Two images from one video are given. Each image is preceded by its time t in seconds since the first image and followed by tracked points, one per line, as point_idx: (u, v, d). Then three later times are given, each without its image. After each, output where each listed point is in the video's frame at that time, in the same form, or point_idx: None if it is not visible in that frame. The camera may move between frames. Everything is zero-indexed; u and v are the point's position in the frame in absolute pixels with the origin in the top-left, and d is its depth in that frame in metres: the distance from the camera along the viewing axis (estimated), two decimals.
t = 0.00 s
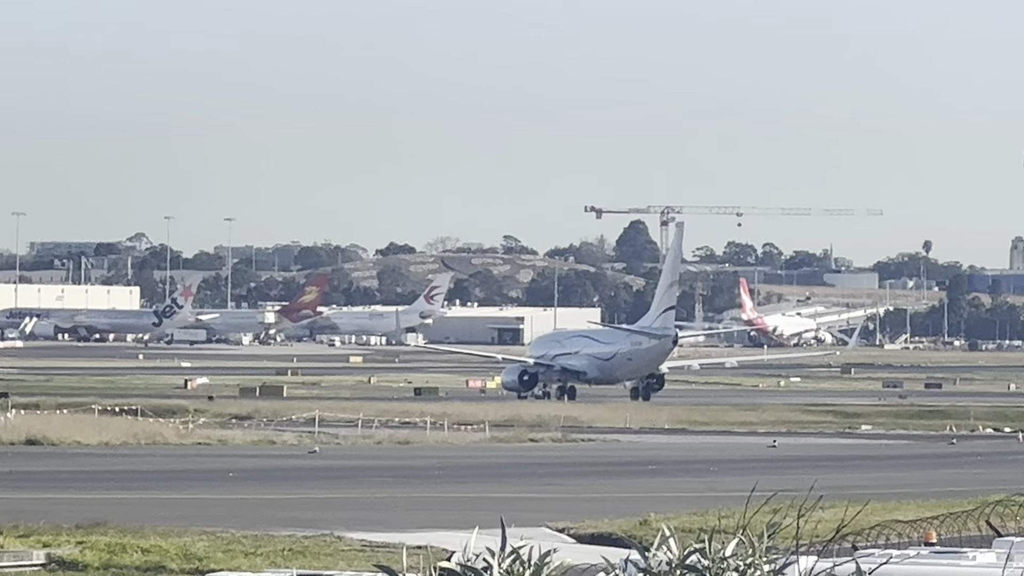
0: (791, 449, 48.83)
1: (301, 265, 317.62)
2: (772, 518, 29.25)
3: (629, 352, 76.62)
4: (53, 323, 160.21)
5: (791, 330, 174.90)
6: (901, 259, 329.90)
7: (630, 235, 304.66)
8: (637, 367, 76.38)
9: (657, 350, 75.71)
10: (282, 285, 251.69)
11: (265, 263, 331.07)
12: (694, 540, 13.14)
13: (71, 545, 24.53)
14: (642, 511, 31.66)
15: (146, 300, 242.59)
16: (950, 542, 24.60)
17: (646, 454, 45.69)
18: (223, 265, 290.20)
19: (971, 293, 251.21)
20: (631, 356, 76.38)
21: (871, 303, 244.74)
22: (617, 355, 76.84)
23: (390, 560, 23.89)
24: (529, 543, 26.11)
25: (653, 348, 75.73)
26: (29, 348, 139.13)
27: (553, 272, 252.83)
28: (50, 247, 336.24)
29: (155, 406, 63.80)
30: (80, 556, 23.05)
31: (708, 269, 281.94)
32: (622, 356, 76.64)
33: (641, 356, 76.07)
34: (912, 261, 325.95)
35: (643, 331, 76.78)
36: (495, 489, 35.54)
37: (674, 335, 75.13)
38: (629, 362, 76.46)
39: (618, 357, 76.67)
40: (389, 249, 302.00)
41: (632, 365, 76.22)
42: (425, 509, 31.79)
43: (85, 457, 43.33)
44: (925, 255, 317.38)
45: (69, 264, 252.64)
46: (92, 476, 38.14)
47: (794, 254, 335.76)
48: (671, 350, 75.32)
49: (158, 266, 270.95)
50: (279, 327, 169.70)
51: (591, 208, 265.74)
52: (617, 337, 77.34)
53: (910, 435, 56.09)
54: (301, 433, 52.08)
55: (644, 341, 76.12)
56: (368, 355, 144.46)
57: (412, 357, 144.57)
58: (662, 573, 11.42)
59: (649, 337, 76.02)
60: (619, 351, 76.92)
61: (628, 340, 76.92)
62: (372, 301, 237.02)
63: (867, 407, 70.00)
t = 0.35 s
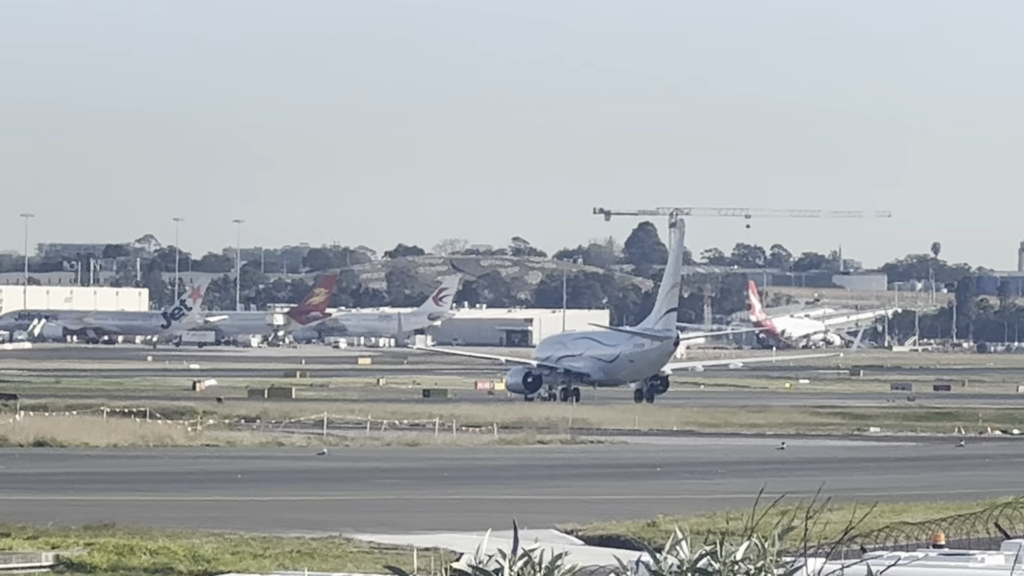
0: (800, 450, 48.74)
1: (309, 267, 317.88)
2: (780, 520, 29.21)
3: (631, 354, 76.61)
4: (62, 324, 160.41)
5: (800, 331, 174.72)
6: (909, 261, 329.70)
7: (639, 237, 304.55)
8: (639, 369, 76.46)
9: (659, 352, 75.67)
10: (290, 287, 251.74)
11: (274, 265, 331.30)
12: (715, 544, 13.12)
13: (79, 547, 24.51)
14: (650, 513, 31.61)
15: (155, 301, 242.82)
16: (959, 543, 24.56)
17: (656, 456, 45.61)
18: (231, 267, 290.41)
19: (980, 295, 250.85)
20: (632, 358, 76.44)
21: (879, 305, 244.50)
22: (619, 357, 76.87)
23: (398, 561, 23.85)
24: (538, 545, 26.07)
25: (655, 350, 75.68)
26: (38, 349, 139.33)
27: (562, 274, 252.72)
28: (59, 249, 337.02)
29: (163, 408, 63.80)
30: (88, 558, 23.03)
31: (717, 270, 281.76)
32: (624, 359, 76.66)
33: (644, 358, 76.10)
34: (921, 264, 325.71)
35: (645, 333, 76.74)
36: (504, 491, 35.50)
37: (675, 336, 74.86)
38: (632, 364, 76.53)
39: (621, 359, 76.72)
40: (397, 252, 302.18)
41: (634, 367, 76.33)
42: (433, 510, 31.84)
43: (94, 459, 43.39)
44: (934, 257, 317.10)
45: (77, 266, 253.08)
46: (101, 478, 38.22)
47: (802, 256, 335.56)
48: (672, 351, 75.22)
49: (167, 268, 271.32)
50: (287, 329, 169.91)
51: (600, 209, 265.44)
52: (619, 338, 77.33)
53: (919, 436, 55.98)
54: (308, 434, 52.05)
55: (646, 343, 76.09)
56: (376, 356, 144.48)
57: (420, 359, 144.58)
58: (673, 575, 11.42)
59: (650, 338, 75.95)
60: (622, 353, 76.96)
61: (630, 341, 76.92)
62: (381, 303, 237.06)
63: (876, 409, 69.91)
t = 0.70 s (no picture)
0: (808, 452, 48.62)
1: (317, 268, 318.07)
2: (788, 522, 29.16)
3: (634, 355, 76.59)
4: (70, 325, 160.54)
5: (808, 332, 174.46)
6: (917, 261, 329.30)
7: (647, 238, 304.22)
8: (642, 369, 76.48)
9: (661, 353, 75.76)
10: (298, 288, 251.77)
11: (283, 266, 331.39)
12: (729, 546, 13.08)
13: (87, 548, 24.48)
14: (658, 515, 31.56)
15: (162, 302, 242.90)
16: (967, 544, 24.49)
17: (664, 457, 45.57)
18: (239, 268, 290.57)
19: (988, 296, 250.45)
20: (635, 359, 76.41)
21: (888, 306, 244.10)
22: (622, 358, 76.77)
23: (407, 563, 23.84)
24: (545, 547, 26.04)
25: (657, 351, 75.73)
26: (46, 351, 139.34)
27: (570, 275, 252.46)
28: (67, 251, 337.23)
29: (171, 408, 63.80)
30: (96, 559, 23.02)
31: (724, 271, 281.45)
32: (627, 359, 76.58)
33: (646, 359, 76.14)
34: (929, 265, 325.23)
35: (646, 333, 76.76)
36: (511, 492, 35.46)
37: (677, 337, 75.06)
38: (635, 364, 76.51)
39: (623, 360, 76.64)
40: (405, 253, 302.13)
41: (637, 368, 76.36)
42: (440, 511, 31.82)
43: (102, 460, 43.38)
44: (942, 258, 316.60)
45: (85, 267, 253.19)
46: (110, 479, 38.24)
47: (810, 257, 335.16)
48: (674, 352, 75.33)
49: (175, 269, 271.42)
50: (294, 330, 170.10)
51: (608, 211, 265.24)
52: (621, 338, 77.20)
53: (926, 437, 55.89)
54: (316, 436, 52.06)
55: (648, 344, 76.13)
56: (384, 357, 144.43)
57: (428, 360, 144.53)
58: None
59: (652, 339, 76.02)
60: (624, 353, 76.86)
61: (631, 342, 76.86)
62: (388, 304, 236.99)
63: (883, 410, 69.81)
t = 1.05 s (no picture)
0: (817, 454, 48.64)
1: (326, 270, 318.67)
2: (797, 524, 29.21)
3: (637, 357, 76.59)
4: (79, 327, 160.95)
5: (816, 334, 174.39)
6: (927, 264, 329.24)
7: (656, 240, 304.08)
8: (645, 372, 76.41)
9: (664, 355, 75.77)
10: (306, 290, 252.18)
11: (291, 268, 332.35)
12: (738, 547, 13.09)
13: (96, 550, 24.53)
14: (668, 516, 31.63)
15: (171, 305, 243.08)
16: (980, 547, 24.44)
17: (673, 460, 45.58)
18: (248, 270, 291.09)
19: (997, 298, 250.15)
20: (638, 361, 76.36)
21: (898, 308, 244.02)
22: (625, 360, 76.69)
23: (417, 565, 23.87)
24: (557, 549, 26.03)
25: (660, 353, 75.75)
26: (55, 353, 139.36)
27: (579, 278, 252.80)
28: (76, 253, 337.59)
29: (179, 411, 63.91)
30: (105, 561, 23.04)
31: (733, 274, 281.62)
32: (630, 361, 76.51)
33: (650, 361, 76.11)
34: (939, 267, 324.99)
35: (650, 337, 76.77)
36: (519, 495, 35.51)
37: (680, 340, 75.17)
38: (638, 367, 76.45)
39: (626, 362, 76.56)
40: (414, 256, 302.75)
41: (640, 370, 76.31)
42: (449, 513, 31.79)
43: (110, 463, 43.42)
44: (951, 260, 316.41)
45: (94, 269, 253.37)
46: (120, 481, 38.24)
47: (819, 259, 334.92)
48: (676, 354, 75.37)
49: (184, 272, 271.64)
50: (303, 332, 169.92)
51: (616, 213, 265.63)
52: (625, 341, 77.20)
53: (936, 439, 55.92)
54: (326, 438, 52.10)
55: (651, 346, 76.16)
56: (392, 359, 144.62)
57: (436, 362, 144.70)
58: None
59: (655, 342, 76.11)
60: (627, 356, 76.80)
61: (635, 345, 76.85)
62: (397, 306, 237.29)
63: (892, 412, 69.78)
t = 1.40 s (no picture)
0: (823, 453, 48.56)
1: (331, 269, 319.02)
2: (803, 523, 29.22)
3: (637, 356, 76.48)
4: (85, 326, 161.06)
5: (822, 334, 174.31)
6: (933, 263, 329.14)
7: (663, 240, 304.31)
8: (645, 371, 76.32)
9: (664, 355, 75.70)
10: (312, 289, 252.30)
11: (297, 267, 332.66)
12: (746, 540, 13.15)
13: (102, 550, 24.56)
14: (675, 516, 31.60)
15: (177, 305, 243.29)
16: (987, 548, 24.40)
17: (680, 459, 45.55)
18: (253, 269, 291.40)
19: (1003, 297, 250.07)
20: (638, 361, 76.25)
21: (904, 307, 244.02)
22: (626, 359, 76.61)
23: (423, 563, 23.89)
24: (563, 548, 26.05)
25: (660, 353, 75.70)
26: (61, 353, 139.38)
27: (585, 277, 252.96)
28: (83, 252, 337.26)
29: (185, 410, 63.94)
30: (112, 561, 23.07)
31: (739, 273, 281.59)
32: (631, 361, 76.41)
33: (650, 361, 76.04)
34: (945, 266, 324.87)
35: (650, 336, 76.69)
36: (525, 494, 35.50)
37: (679, 339, 75.07)
38: (638, 366, 76.37)
39: (627, 362, 76.47)
40: (420, 255, 302.90)
41: (640, 369, 76.22)
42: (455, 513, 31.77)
43: (117, 463, 43.42)
44: (957, 259, 316.28)
45: (100, 269, 253.50)
46: (128, 482, 38.19)
47: (825, 259, 334.75)
48: (676, 354, 75.32)
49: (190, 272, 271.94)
50: (311, 331, 169.74)
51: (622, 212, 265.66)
52: (625, 340, 77.14)
53: (942, 438, 55.89)
54: (332, 438, 52.11)
55: (650, 346, 76.10)
56: (398, 359, 144.66)
57: (442, 361, 144.70)
58: None
59: (655, 341, 76.07)
60: (628, 355, 76.74)
61: (635, 344, 76.77)
62: (404, 306, 237.38)
63: (898, 411, 69.70)
